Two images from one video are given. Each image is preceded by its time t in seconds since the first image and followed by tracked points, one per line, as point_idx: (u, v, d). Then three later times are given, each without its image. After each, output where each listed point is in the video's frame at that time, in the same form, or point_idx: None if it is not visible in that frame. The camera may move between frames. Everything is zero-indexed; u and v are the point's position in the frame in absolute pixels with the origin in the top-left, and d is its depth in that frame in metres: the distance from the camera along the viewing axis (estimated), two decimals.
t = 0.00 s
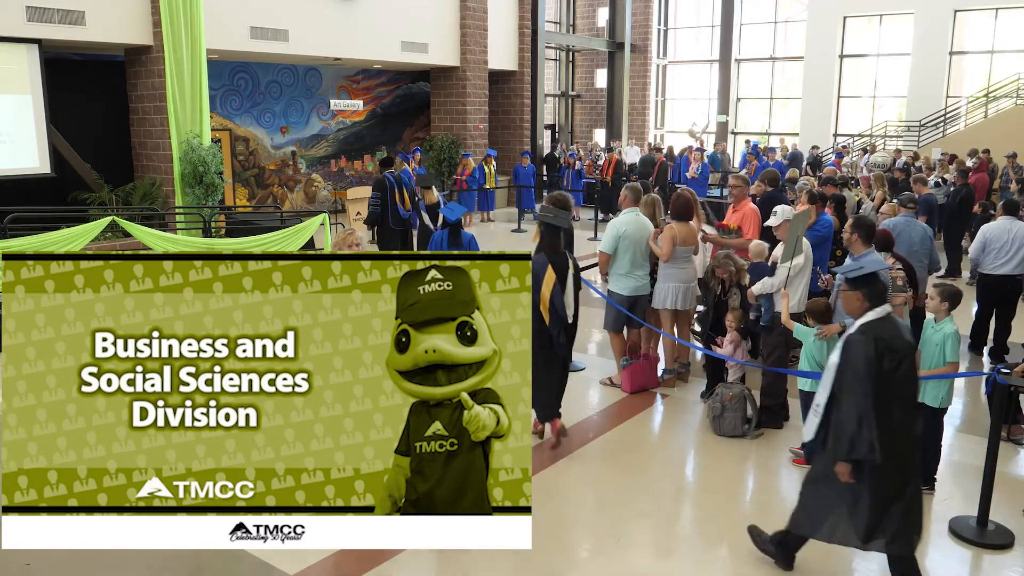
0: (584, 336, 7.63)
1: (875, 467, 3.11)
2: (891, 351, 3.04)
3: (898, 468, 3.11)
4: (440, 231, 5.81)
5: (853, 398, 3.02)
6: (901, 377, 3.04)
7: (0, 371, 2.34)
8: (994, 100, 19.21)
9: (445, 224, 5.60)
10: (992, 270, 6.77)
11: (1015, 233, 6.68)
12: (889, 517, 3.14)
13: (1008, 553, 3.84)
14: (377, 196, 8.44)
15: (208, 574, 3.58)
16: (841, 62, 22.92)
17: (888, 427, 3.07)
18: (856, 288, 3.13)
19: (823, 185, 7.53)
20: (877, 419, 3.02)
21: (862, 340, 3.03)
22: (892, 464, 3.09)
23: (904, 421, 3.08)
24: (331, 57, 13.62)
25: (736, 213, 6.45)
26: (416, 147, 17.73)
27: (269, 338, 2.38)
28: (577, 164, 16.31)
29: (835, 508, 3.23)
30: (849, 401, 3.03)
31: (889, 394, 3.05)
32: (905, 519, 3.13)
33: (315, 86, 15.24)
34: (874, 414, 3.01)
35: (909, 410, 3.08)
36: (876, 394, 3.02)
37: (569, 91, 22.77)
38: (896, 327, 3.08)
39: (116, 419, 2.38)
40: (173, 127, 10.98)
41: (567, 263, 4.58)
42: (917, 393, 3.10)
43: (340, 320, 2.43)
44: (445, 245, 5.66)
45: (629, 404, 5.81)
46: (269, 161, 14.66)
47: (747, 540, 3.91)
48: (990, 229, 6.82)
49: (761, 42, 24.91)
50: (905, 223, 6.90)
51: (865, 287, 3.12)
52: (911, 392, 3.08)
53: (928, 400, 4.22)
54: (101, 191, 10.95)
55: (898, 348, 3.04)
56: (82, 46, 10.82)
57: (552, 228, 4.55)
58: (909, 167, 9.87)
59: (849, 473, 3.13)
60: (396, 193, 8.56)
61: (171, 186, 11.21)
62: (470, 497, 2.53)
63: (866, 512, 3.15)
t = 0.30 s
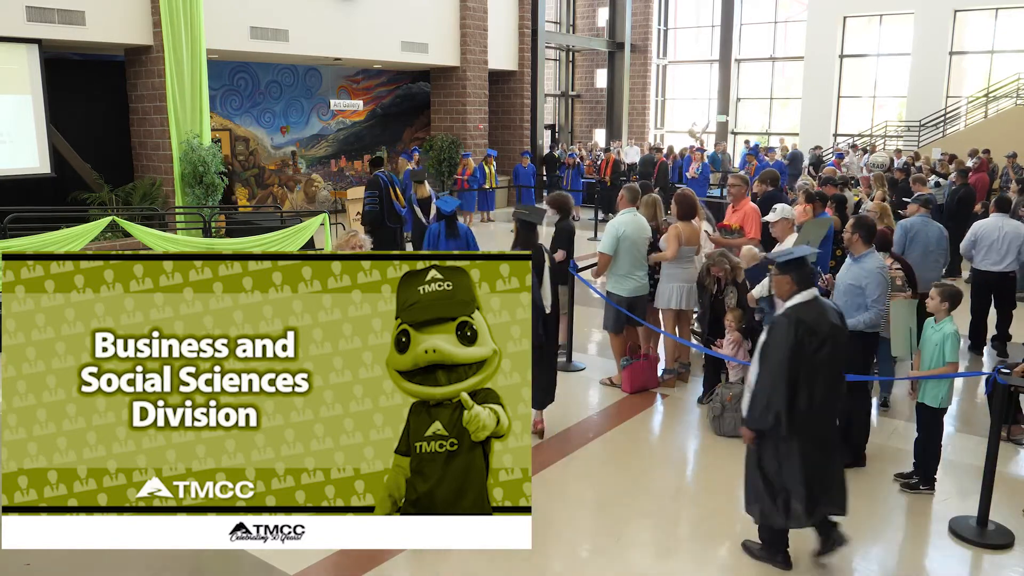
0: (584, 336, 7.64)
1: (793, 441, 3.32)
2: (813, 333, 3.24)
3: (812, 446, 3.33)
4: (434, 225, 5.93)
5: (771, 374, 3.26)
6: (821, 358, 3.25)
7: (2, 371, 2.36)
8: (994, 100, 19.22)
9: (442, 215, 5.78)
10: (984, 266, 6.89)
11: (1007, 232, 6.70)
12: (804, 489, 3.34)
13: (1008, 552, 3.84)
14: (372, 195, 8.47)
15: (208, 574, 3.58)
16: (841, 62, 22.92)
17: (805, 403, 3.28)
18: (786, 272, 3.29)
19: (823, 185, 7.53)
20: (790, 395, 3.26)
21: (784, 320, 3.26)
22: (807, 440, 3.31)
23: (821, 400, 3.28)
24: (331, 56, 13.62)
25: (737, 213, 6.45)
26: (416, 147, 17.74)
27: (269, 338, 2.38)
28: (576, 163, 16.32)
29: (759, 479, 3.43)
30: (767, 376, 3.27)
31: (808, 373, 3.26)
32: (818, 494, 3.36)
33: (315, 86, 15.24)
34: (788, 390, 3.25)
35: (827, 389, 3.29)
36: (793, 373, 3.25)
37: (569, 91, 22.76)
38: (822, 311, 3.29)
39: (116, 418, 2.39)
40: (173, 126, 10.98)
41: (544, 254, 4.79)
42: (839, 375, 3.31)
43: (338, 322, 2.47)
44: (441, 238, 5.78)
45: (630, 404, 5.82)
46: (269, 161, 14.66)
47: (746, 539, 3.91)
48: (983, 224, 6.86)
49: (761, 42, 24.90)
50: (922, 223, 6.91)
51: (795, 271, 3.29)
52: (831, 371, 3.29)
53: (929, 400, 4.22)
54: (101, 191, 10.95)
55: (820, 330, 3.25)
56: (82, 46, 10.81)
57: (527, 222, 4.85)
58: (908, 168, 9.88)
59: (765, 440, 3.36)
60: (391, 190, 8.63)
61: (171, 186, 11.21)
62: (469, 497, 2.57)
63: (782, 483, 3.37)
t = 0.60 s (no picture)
0: (584, 336, 7.63)
1: (732, 424, 3.64)
2: (747, 326, 3.51)
3: (750, 432, 3.59)
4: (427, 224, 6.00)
5: (708, 361, 3.60)
6: (753, 350, 3.51)
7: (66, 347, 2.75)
8: (994, 100, 19.22)
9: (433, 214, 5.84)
10: (983, 266, 6.93)
11: (1006, 233, 6.70)
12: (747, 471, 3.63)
13: (1008, 552, 3.84)
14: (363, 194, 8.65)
15: (208, 574, 3.57)
16: (841, 62, 22.93)
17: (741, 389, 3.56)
18: (729, 267, 3.60)
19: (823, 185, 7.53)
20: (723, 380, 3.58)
21: (724, 313, 3.56)
22: (747, 424, 3.58)
23: (756, 390, 3.54)
24: (331, 56, 13.62)
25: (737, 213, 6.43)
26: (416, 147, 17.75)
27: (269, 339, 2.66)
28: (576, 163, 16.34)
29: (711, 458, 3.79)
30: (704, 361, 3.63)
31: (743, 362, 3.54)
32: (757, 478, 3.60)
33: (315, 86, 15.23)
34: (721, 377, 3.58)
35: (764, 380, 3.53)
36: (727, 361, 3.56)
37: (569, 91, 22.77)
38: (761, 305, 3.53)
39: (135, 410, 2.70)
40: (173, 126, 10.98)
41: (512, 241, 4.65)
42: (779, 367, 3.53)
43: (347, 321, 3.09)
44: (432, 236, 5.84)
45: (630, 404, 5.81)
46: (269, 161, 14.65)
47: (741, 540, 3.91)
48: (984, 224, 6.85)
49: (761, 42, 24.90)
50: (928, 223, 6.89)
51: (737, 267, 3.58)
52: (768, 363, 3.52)
53: (929, 401, 4.22)
54: (101, 191, 10.94)
55: (755, 324, 3.51)
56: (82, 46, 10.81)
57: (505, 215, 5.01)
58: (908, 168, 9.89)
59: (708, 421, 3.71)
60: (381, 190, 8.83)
61: (171, 186, 11.21)
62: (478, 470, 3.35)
63: (727, 462, 3.69)
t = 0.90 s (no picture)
0: (584, 336, 7.63)
1: (681, 397, 3.95)
2: (698, 306, 3.85)
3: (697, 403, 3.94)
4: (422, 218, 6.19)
5: (662, 339, 3.91)
6: (704, 328, 3.85)
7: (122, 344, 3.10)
8: (994, 100, 19.21)
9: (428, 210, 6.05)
10: (993, 262, 6.93)
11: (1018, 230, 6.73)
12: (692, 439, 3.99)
13: (1008, 552, 3.84)
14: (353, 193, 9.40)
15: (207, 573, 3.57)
16: (841, 62, 22.93)
17: (691, 364, 3.91)
18: (681, 252, 3.88)
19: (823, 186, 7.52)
20: (677, 357, 3.89)
21: (676, 293, 3.88)
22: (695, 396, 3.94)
23: (706, 364, 3.89)
24: (331, 57, 13.63)
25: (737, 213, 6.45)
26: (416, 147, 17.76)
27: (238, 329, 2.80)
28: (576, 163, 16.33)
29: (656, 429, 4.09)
30: (659, 340, 3.93)
31: (693, 339, 3.88)
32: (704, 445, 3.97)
33: (315, 86, 15.24)
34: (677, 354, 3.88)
35: (712, 354, 3.89)
36: (680, 339, 3.88)
37: (569, 91, 22.75)
38: (710, 286, 3.88)
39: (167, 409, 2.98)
40: (173, 126, 10.98)
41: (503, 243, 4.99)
42: (725, 342, 3.89)
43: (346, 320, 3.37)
44: (427, 232, 6.09)
45: (629, 404, 5.82)
46: (269, 161, 14.65)
47: (740, 540, 3.91)
48: (995, 221, 6.91)
49: (761, 42, 24.89)
50: (922, 223, 6.86)
51: (687, 251, 3.88)
52: (717, 339, 3.88)
53: (929, 401, 4.22)
54: (101, 191, 10.95)
55: (705, 303, 3.85)
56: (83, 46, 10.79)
57: (493, 215, 4.94)
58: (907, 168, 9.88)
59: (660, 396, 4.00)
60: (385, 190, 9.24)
61: (171, 186, 11.21)
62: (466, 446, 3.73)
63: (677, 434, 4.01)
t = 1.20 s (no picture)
0: (584, 336, 7.63)
1: (643, 391, 4.01)
2: (653, 300, 3.95)
3: (660, 395, 4.01)
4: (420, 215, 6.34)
5: (621, 333, 3.96)
6: (661, 322, 3.94)
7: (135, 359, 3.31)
8: (994, 100, 19.20)
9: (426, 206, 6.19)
10: (1000, 261, 6.94)
11: None
12: (657, 434, 4.03)
13: (1008, 553, 3.84)
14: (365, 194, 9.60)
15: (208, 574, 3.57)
16: (841, 62, 22.94)
17: (651, 357, 3.99)
18: (635, 250, 3.98)
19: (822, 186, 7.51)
20: (638, 351, 3.94)
21: (632, 289, 3.96)
22: (657, 389, 4.01)
23: (665, 358, 3.98)
24: (331, 57, 13.63)
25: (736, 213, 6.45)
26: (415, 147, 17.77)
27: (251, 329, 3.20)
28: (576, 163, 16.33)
29: (620, 427, 4.10)
30: (618, 335, 3.97)
31: (651, 332, 3.95)
32: (670, 437, 4.02)
33: (315, 86, 15.24)
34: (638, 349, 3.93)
35: (671, 347, 3.98)
36: (639, 332, 3.94)
37: (569, 91, 22.74)
38: (664, 281, 4.00)
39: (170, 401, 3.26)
40: (173, 126, 10.98)
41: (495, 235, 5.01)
42: (682, 335, 4.00)
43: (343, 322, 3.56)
44: (426, 227, 6.29)
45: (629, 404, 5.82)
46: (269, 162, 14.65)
47: (740, 540, 3.91)
48: (1004, 220, 6.88)
49: (761, 42, 24.89)
50: (921, 222, 6.85)
51: (641, 248, 3.98)
52: (673, 332, 3.98)
53: (929, 401, 4.23)
54: (101, 191, 10.95)
55: (660, 297, 3.95)
56: (83, 46, 10.80)
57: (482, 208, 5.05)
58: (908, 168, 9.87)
59: (622, 393, 4.03)
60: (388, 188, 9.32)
61: (171, 186, 11.20)
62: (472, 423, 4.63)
63: (642, 428, 4.04)
